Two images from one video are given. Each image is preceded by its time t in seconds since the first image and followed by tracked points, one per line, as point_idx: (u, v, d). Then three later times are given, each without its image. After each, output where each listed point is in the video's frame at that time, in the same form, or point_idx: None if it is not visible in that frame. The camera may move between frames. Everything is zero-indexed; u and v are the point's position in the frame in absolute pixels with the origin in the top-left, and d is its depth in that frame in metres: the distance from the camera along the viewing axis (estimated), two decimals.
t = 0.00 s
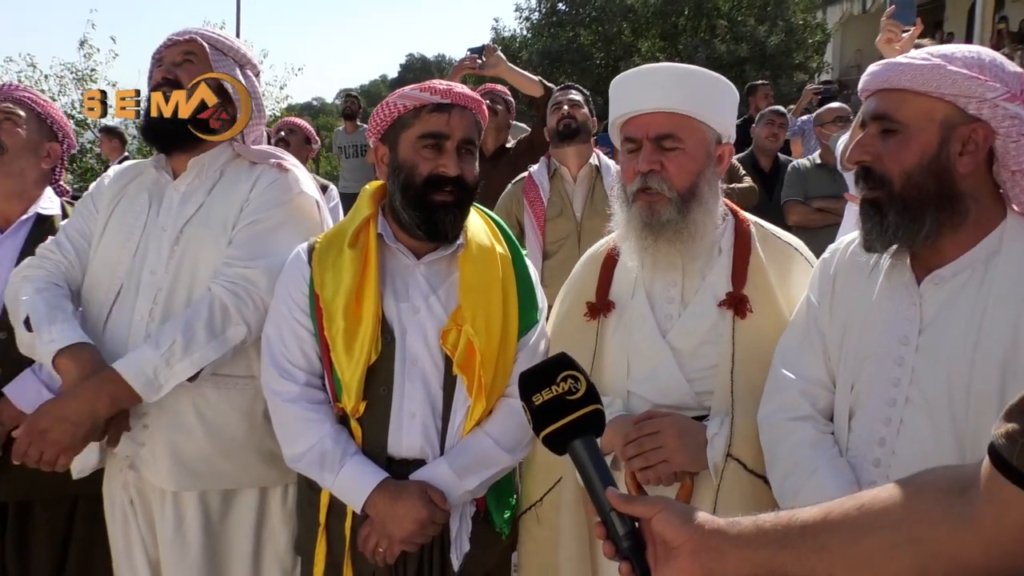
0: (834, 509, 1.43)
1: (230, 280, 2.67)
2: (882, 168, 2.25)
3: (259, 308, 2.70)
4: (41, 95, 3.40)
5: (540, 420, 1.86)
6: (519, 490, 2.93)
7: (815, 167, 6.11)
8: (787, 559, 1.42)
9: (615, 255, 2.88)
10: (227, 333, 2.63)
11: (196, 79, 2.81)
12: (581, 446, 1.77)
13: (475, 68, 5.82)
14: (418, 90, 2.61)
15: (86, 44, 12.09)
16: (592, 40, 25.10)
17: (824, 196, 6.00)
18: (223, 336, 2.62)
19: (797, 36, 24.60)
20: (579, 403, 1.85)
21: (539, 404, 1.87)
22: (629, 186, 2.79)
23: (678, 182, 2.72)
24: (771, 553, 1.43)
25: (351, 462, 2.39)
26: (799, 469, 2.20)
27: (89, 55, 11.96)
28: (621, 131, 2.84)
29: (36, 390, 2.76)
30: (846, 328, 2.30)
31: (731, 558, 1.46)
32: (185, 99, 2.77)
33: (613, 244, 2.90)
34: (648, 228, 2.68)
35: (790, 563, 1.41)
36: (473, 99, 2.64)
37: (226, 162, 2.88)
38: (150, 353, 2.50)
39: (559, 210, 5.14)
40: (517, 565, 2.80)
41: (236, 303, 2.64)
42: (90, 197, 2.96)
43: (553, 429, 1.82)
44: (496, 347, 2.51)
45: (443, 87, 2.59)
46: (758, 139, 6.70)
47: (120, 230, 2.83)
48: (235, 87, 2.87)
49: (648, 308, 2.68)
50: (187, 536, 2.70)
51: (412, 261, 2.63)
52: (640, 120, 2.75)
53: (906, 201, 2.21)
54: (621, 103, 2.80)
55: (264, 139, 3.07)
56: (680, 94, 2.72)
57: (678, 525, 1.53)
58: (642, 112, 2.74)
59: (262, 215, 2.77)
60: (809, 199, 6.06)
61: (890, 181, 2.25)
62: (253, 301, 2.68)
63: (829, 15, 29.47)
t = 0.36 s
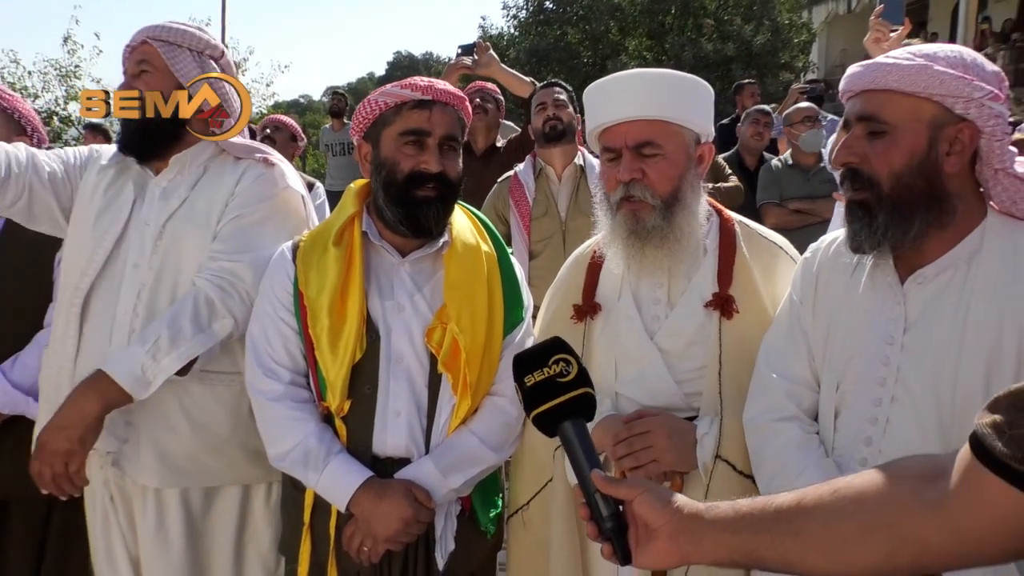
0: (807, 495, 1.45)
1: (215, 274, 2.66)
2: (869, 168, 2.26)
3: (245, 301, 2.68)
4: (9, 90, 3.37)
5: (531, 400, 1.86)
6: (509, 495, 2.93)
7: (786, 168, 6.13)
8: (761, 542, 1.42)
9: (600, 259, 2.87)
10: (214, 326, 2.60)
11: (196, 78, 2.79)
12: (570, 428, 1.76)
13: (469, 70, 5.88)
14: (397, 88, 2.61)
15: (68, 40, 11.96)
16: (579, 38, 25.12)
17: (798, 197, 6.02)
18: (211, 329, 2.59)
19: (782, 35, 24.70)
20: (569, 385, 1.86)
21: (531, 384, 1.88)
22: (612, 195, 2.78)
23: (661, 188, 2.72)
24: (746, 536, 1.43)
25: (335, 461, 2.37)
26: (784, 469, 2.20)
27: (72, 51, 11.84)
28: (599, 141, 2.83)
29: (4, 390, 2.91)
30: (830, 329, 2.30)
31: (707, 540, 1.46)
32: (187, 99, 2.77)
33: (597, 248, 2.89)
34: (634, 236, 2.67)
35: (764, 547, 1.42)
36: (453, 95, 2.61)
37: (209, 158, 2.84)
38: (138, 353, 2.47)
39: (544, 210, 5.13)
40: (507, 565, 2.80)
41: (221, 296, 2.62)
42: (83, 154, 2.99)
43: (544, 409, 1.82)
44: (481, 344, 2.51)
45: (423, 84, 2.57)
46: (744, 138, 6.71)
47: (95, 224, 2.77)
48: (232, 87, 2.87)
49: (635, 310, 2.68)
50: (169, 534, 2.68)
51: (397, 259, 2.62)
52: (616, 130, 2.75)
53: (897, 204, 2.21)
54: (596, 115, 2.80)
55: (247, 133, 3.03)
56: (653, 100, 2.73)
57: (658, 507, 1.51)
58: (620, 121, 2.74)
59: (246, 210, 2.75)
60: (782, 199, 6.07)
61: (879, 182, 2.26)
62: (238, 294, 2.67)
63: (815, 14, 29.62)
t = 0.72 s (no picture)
0: (806, 474, 1.38)
1: (218, 273, 2.65)
2: (871, 167, 2.26)
3: (246, 299, 2.67)
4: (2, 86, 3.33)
5: (539, 360, 1.92)
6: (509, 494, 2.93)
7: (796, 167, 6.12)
8: (754, 519, 1.36)
9: (601, 258, 2.86)
10: (215, 327, 2.60)
11: (196, 78, 2.78)
12: (576, 393, 1.80)
13: (470, 66, 5.91)
14: (397, 84, 2.60)
15: (71, 37, 11.96)
16: (581, 37, 25.10)
17: (806, 195, 6.01)
18: (211, 331, 2.59)
19: (785, 34, 24.67)
20: (579, 348, 1.90)
21: (542, 344, 1.93)
22: (613, 193, 2.78)
23: (661, 186, 2.72)
24: (738, 512, 1.38)
25: (335, 458, 2.38)
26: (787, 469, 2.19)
27: (74, 48, 11.84)
28: (600, 138, 2.83)
29: (10, 387, 2.91)
30: (832, 328, 2.30)
31: (699, 514, 1.42)
32: (187, 99, 2.76)
33: (598, 245, 2.89)
34: (635, 234, 2.67)
35: (753, 525, 1.36)
36: (453, 90, 2.61)
37: (211, 155, 2.84)
38: (138, 353, 2.47)
39: (546, 206, 5.13)
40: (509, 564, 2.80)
41: (224, 297, 2.61)
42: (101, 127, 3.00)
43: (552, 370, 1.87)
44: (482, 342, 2.50)
45: (423, 80, 2.57)
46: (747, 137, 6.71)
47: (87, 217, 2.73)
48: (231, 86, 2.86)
49: (636, 308, 2.68)
50: (171, 532, 2.69)
51: (398, 256, 2.62)
52: (618, 126, 2.75)
53: (899, 202, 2.21)
54: (597, 110, 2.78)
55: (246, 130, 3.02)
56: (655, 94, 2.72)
57: (651, 477, 1.51)
58: (622, 117, 2.73)
59: (250, 207, 2.75)
60: (791, 198, 6.07)
61: (881, 181, 2.26)
62: (242, 293, 2.66)
63: (818, 13, 29.58)
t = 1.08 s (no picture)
0: (828, 478, 1.30)
1: (217, 274, 2.64)
2: (882, 164, 2.24)
3: (248, 301, 2.67)
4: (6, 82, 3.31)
5: (564, 357, 1.94)
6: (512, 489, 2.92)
7: (825, 164, 6.07)
8: (774, 521, 1.30)
9: (608, 252, 2.85)
10: (216, 328, 2.60)
11: (197, 78, 2.78)
12: (602, 391, 1.82)
13: (481, 63, 5.90)
14: (401, 83, 2.61)
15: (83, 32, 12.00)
16: (591, 34, 25.06)
17: (825, 193, 5.99)
18: (212, 331, 2.58)
19: (796, 31, 24.57)
20: (604, 346, 1.91)
21: (566, 342, 1.96)
22: (621, 182, 2.77)
23: (671, 173, 2.72)
24: (759, 513, 1.32)
25: (340, 456, 2.38)
26: (794, 468, 2.18)
27: (87, 44, 11.93)
28: (609, 130, 2.82)
29: (19, 385, 2.92)
30: (841, 327, 2.29)
31: (718, 514, 1.37)
32: (187, 100, 2.77)
33: (604, 242, 2.88)
34: (643, 222, 2.67)
35: (773, 526, 1.30)
36: (456, 89, 2.61)
37: (214, 153, 2.85)
38: (141, 356, 2.49)
39: (555, 203, 5.11)
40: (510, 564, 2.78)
41: (224, 298, 2.61)
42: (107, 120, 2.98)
43: (576, 367, 1.90)
44: (486, 340, 2.50)
45: (427, 80, 2.57)
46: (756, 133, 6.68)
47: (92, 216, 2.72)
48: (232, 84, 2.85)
49: (643, 307, 2.66)
50: (178, 528, 2.70)
51: (404, 255, 2.62)
52: (628, 116, 2.74)
53: (910, 197, 2.19)
54: (607, 100, 2.78)
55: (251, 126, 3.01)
56: (664, 85, 2.71)
57: (673, 478, 1.47)
58: (632, 105, 2.73)
59: (253, 205, 2.75)
60: (811, 194, 6.04)
61: (892, 178, 2.24)
62: (241, 295, 2.65)
63: (829, 10, 29.45)
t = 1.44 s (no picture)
0: (821, 469, 1.36)
1: (220, 271, 2.65)
2: (879, 164, 2.25)
3: (249, 297, 2.70)
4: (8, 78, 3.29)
5: (568, 333, 1.95)
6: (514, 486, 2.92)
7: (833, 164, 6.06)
8: (764, 508, 1.35)
9: (613, 250, 2.85)
10: (220, 321, 2.61)
11: (209, 75, 2.79)
12: (602, 369, 1.81)
13: (490, 62, 5.88)
14: (407, 83, 2.60)
15: (93, 29, 12.04)
16: (600, 33, 25.03)
17: (835, 192, 5.98)
18: (217, 324, 2.60)
19: (806, 32, 24.49)
20: (607, 325, 1.91)
21: (570, 319, 1.96)
22: (626, 179, 2.77)
23: (676, 171, 2.71)
24: (750, 498, 1.37)
25: (340, 450, 2.38)
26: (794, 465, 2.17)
27: (96, 41, 11.97)
28: (614, 128, 2.81)
29: (27, 382, 2.91)
30: (844, 323, 2.28)
31: (709, 498, 1.41)
32: (187, 100, 2.75)
33: (609, 240, 2.87)
34: (646, 218, 2.66)
35: (764, 514, 1.35)
36: (463, 90, 2.61)
37: (215, 151, 2.85)
38: (147, 351, 2.47)
39: (558, 206, 5.11)
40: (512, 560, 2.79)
41: (226, 292, 2.63)
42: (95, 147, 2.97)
43: (577, 345, 1.90)
44: (486, 336, 2.50)
45: (434, 81, 2.56)
46: (763, 133, 6.65)
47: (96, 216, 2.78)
48: (230, 82, 2.84)
49: (647, 303, 2.65)
50: (183, 523, 2.70)
51: (405, 252, 2.62)
52: (634, 114, 2.73)
53: (902, 200, 2.20)
54: (613, 99, 2.77)
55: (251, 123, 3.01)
56: (670, 84, 2.70)
57: (668, 460, 1.51)
58: (638, 104, 2.72)
59: (253, 202, 2.76)
60: (821, 194, 6.03)
61: (887, 179, 2.25)
62: (242, 290, 2.68)
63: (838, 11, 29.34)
